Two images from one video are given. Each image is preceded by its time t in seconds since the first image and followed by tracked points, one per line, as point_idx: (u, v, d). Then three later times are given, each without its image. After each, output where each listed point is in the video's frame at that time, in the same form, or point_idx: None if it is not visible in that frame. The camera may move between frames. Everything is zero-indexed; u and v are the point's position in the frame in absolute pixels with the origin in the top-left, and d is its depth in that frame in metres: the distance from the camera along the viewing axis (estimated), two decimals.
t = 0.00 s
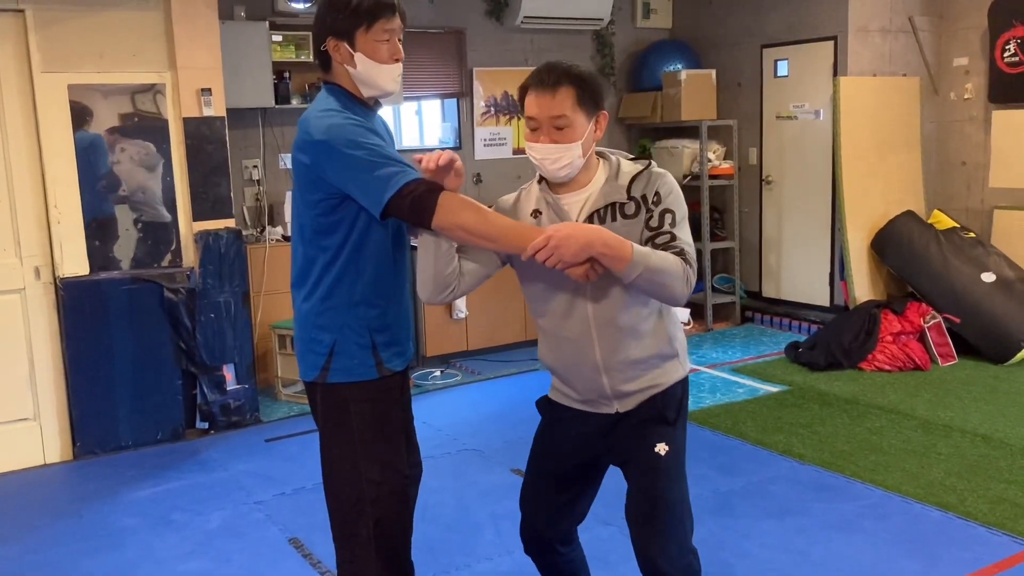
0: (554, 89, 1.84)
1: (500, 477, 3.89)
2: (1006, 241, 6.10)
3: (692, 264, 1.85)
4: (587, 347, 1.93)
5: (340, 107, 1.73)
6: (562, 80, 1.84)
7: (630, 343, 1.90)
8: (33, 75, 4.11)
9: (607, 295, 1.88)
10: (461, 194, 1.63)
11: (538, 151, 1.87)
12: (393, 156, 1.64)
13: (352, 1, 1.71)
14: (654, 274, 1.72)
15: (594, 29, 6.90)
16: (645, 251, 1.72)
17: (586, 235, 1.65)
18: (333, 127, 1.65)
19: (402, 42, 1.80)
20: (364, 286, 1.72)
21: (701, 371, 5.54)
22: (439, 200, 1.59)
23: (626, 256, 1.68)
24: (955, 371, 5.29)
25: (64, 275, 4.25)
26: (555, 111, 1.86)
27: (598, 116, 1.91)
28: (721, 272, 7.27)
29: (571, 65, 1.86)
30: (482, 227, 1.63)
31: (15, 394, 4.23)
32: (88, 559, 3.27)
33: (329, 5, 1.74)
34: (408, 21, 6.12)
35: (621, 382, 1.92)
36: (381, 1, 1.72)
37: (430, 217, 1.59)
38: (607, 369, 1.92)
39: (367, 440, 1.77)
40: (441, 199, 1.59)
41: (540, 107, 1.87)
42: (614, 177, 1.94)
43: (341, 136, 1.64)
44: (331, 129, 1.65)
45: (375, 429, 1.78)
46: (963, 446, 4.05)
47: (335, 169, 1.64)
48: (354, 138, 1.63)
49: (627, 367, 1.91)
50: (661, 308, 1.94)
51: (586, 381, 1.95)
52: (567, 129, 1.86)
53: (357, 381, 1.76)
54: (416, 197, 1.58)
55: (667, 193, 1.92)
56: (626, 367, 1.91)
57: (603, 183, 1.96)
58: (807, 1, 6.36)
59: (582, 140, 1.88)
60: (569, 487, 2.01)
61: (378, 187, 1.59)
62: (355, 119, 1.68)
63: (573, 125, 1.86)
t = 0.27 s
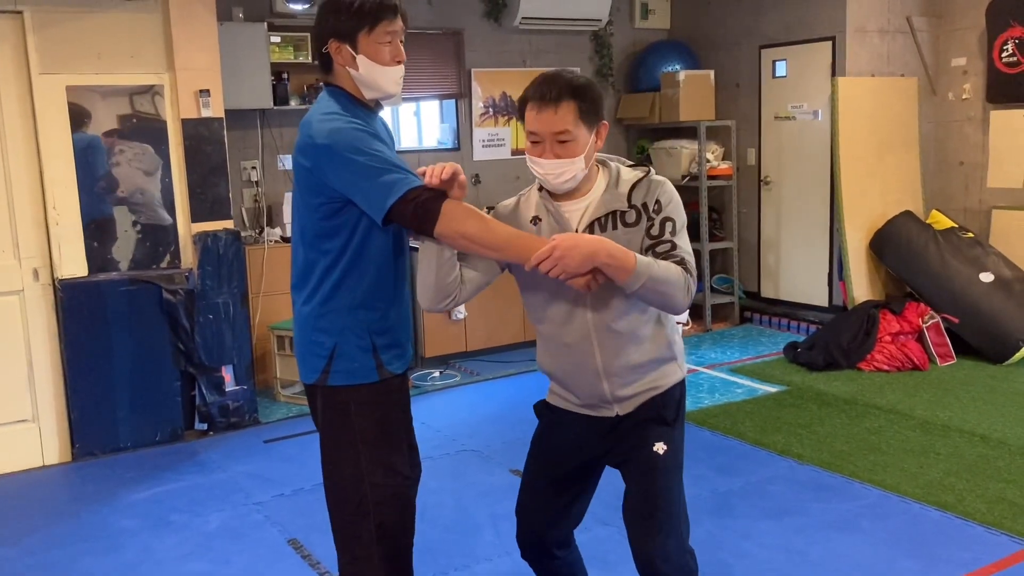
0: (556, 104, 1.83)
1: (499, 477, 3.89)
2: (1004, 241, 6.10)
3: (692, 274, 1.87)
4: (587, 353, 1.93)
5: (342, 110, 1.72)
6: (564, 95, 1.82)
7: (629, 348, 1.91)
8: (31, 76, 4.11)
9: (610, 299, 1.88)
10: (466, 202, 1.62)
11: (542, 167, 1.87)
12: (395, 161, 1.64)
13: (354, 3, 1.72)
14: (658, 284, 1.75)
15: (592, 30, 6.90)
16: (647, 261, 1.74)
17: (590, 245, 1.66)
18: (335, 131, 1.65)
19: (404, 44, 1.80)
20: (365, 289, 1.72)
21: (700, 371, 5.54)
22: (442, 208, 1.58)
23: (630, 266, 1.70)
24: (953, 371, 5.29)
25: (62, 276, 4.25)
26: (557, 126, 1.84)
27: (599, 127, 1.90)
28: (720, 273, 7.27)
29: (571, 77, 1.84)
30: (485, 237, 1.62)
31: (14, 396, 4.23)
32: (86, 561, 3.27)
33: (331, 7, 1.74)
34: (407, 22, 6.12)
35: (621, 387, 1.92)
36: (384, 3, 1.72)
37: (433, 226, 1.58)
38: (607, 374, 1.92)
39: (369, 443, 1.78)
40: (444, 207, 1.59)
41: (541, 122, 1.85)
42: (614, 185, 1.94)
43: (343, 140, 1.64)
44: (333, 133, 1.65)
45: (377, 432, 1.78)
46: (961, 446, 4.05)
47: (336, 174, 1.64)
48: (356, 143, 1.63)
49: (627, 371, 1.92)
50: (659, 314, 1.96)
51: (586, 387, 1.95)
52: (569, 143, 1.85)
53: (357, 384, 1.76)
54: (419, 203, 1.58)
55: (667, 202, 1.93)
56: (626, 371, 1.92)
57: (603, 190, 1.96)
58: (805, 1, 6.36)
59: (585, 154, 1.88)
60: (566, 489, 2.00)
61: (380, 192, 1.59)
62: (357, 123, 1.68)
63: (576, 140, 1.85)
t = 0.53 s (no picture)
0: (559, 112, 1.82)
1: (498, 478, 3.89)
2: (1001, 241, 6.11)
3: (693, 274, 1.88)
4: (587, 355, 1.93)
5: (342, 112, 1.73)
6: (567, 103, 1.81)
7: (629, 348, 1.92)
8: (29, 78, 4.11)
9: (612, 300, 1.89)
10: (469, 205, 1.63)
11: (545, 173, 1.88)
12: (395, 163, 1.64)
13: (353, 5, 1.72)
14: (661, 285, 1.75)
15: (590, 31, 6.91)
16: (650, 262, 1.75)
17: (593, 248, 1.67)
18: (335, 133, 1.65)
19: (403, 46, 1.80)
20: (365, 291, 1.73)
21: (698, 372, 5.54)
22: (445, 211, 1.58)
23: (634, 269, 1.71)
24: (951, 371, 5.30)
25: (60, 278, 4.25)
26: (560, 133, 1.83)
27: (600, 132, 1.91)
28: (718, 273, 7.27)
29: (573, 84, 1.83)
30: (489, 239, 1.62)
31: (13, 398, 4.23)
32: (85, 562, 3.27)
33: (331, 10, 1.73)
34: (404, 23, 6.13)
35: (621, 387, 1.93)
36: (383, 4, 1.72)
37: (437, 228, 1.59)
38: (607, 375, 1.93)
39: (370, 444, 1.78)
40: (448, 210, 1.59)
41: (543, 129, 1.84)
42: (614, 187, 1.94)
43: (344, 143, 1.64)
44: (334, 135, 1.65)
45: (378, 433, 1.78)
46: (959, 446, 4.06)
47: (337, 176, 1.64)
48: (357, 145, 1.63)
49: (627, 372, 1.92)
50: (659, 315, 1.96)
51: (586, 388, 1.96)
52: (572, 150, 1.86)
53: (357, 386, 1.76)
54: (422, 205, 1.59)
55: (667, 204, 1.94)
56: (626, 372, 1.92)
57: (602, 194, 1.96)
58: (802, 2, 6.37)
59: (586, 159, 1.88)
60: (565, 490, 2.00)
61: (382, 195, 1.59)
62: (358, 125, 1.68)
63: (578, 147, 1.86)
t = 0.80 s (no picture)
0: (559, 114, 1.82)
1: (496, 480, 3.89)
2: (999, 241, 6.12)
3: (692, 271, 1.88)
4: (587, 354, 1.94)
5: (340, 113, 1.73)
6: (567, 105, 1.82)
7: (628, 348, 1.92)
8: (27, 80, 4.11)
9: (611, 298, 1.89)
10: (469, 204, 1.63)
11: (545, 174, 1.88)
12: (394, 164, 1.64)
13: (351, 6, 1.72)
14: (661, 282, 1.75)
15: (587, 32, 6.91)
16: (650, 260, 1.75)
17: (593, 245, 1.67)
18: (334, 134, 1.66)
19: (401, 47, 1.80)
20: (364, 292, 1.73)
21: (697, 373, 5.54)
22: (445, 210, 1.58)
23: (634, 267, 1.71)
24: (949, 371, 5.30)
25: (58, 280, 4.25)
26: (561, 135, 1.84)
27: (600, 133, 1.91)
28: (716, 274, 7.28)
29: (574, 86, 1.83)
30: (490, 238, 1.62)
31: (11, 400, 4.23)
32: (83, 564, 3.27)
33: (329, 11, 1.73)
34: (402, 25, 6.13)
35: (620, 387, 1.93)
36: (381, 6, 1.72)
37: (437, 228, 1.59)
38: (606, 375, 1.93)
39: (368, 446, 1.78)
40: (448, 209, 1.59)
41: (544, 130, 1.84)
42: (613, 187, 1.95)
43: (343, 143, 1.64)
44: (333, 136, 1.65)
45: (376, 435, 1.79)
46: (957, 446, 4.06)
47: (336, 177, 1.64)
48: (357, 146, 1.64)
49: (626, 372, 1.93)
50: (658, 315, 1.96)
51: (585, 387, 1.96)
52: (573, 151, 1.86)
53: (356, 388, 1.76)
54: (422, 205, 1.58)
55: (666, 203, 1.94)
56: (625, 372, 1.93)
57: (601, 194, 1.96)
58: (799, 3, 6.38)
59: (587, 160, 1.88)
60: (563, 491, 2.01)
61: (381, 195, 1.59)
62: (356, 126, 1.69)
63: (578, 148, 1.86)
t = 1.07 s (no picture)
0: (556, 116, 1.82)
1: (495, 481, 3.89)
2: (997, 242, 6.12)
3: (689, 272, 1.88)
4: (585, 356, 1.94)
5: (338, 115, 1.73)
6: (564, 107, 1.82)
7: (626, 349, 1.92)
8: (25, 83, 4.11)
9: (609, 300, 1.89)
10: (466, 206, 1.63)
11: (541, 176, 1.88)
12: (392, 165, 1.65)
13: (348, 9, 1.72)
14: (657, 283, 1.76)
15: (586, 34, 6.92)
16: (647, 261, 1.76)
17: (590, 247, 1.68)
18: (332, 136, 1.66)
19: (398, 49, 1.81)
20: (362, 294, 1.73)
21: (695, 374, 5.55)
22: (442, 213, 1.58)
23: (631, 267, 1.72)
24: (947, 371, 5.31)
25: (57, 283, 4.24)
26: (558, 138, 1.84)
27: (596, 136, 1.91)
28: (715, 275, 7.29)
29: (571, 88, 1.83)
30: (487, 241, 1.62)
31: (10, 403, 4.23)
32: (82, 566, 3.27)
33: (326, 14, 1.74)
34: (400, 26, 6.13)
35: (618, 388, 1.94)
36: (378, 8, 1.72)
37: (434, 231, 1.58)
38: (604, 376, 1.93)
39: (365, 448, 1.78)
40: (444, 211, 1.59)
41: (541, 133, 1.84)
42: (611, 188, 1.95)
43: (342, 146, 1.64)
44: (330, 138, 1.66)
45: (374, 437, 1.79)
46: (955, 447, 4.07)
47: (334, 179, 1.64)
48: (355, 149, 1.64)
49: (624, 373, 1.93)
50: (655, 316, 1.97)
51: (583, 389, 1.96)
52: (569, 154, 1.86)
53: (353, 390, 1.76)
54: (419, 207, 1.59)
55: (663, 204, 1.94)
56: (623, 373, 1.93)
57: (598, 196, 1.96)
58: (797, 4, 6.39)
59: (583, 163, 1.89)
60: (562, 492, 2.01)
61: (379, 196, 1.59)
62: (354, 128, 1.69)
63: (575, 150, 1.86)
